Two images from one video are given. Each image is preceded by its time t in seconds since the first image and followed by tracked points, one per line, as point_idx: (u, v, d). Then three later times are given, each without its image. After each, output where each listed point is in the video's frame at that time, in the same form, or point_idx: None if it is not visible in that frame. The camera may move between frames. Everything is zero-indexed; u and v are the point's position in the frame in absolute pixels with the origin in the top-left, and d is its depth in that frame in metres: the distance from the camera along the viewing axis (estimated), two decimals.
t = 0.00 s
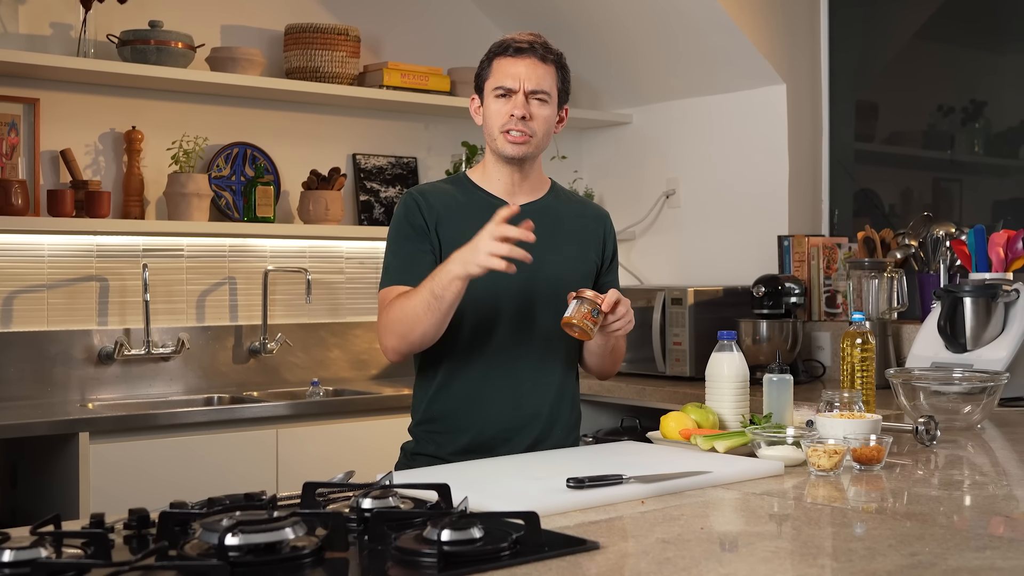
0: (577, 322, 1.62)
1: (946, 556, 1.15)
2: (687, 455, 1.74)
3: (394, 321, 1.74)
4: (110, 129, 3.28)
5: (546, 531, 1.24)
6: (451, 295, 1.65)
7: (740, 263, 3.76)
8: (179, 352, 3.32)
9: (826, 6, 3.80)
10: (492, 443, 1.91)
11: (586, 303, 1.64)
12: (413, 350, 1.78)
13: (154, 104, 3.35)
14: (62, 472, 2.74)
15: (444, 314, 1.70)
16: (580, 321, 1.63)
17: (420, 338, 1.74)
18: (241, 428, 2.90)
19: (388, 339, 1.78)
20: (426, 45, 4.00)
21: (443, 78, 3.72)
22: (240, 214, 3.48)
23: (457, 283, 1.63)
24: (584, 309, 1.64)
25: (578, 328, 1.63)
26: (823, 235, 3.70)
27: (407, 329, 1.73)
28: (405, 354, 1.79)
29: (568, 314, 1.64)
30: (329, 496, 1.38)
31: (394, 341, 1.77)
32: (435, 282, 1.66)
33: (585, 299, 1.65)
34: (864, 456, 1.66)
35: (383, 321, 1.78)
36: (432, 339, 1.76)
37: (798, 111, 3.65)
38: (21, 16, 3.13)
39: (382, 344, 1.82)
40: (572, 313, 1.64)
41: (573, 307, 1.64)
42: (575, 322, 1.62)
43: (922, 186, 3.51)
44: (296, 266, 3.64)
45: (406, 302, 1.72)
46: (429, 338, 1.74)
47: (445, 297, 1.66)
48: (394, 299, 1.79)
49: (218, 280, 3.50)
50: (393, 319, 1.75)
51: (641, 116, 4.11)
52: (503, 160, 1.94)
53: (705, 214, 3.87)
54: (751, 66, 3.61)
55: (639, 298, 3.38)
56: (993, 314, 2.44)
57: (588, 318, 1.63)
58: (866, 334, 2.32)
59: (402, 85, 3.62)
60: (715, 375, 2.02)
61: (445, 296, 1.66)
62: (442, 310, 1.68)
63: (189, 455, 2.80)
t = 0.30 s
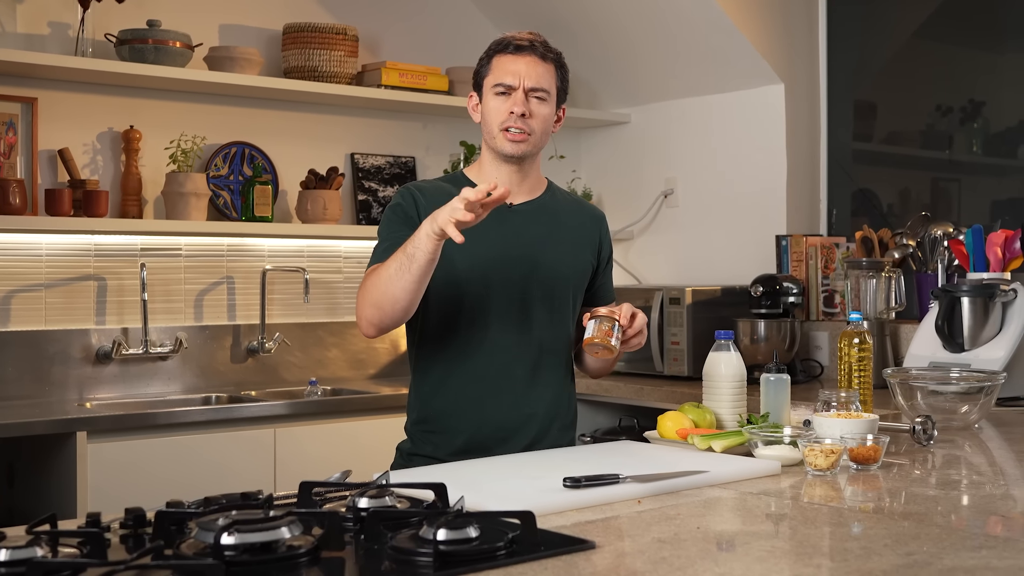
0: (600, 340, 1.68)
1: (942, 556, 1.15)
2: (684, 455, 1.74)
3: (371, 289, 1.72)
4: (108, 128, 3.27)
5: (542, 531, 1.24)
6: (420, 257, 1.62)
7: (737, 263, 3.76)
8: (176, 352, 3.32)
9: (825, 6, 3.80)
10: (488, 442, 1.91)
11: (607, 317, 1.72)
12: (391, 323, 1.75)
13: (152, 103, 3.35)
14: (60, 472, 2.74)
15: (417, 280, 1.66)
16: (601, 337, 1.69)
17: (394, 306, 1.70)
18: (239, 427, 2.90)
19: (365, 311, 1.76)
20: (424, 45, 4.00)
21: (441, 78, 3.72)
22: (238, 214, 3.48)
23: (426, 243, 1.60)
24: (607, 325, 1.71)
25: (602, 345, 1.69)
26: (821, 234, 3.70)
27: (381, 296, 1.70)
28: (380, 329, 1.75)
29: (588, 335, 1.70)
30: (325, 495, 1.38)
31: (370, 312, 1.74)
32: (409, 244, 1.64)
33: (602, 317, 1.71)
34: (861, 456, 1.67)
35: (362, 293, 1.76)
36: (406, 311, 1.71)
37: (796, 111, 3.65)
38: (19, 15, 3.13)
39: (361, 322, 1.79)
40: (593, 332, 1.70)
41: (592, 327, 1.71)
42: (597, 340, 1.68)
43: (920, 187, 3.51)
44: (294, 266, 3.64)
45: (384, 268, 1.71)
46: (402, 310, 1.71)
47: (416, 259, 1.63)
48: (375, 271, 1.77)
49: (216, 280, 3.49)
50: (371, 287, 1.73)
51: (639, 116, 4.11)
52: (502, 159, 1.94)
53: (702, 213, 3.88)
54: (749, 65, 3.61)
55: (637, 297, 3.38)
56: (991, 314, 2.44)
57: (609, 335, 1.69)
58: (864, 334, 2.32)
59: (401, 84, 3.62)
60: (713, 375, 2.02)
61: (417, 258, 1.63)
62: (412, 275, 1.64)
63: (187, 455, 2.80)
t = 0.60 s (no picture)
0: (608, 336, 1.67)
1: (940, 556, 1.15)
2: (682, 454, 1.74)
3: (380, 297, 1.70)
4: (107, 127, 3.27)
5: (540, 530, 1.23)
6: (438, 273, 1.61)
7: (736, 262, 3.76)
8: (175, 350, 3.32)
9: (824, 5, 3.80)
10: (486, 443, 1.91)
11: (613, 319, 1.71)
12: (397, 330, 1.74)
13: (150, 102, 3.35)
14: (58, 471, 2.73)
15: (430, 294, 1.65)
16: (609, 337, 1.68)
17: (403, 315, 1.69)
18: (237, 426, 2.90)
19: (370, 316, 1.74)
20: (423, 44, 3.99)
21: (440, 77, 3.72)
22: (236, 213, 3.48)
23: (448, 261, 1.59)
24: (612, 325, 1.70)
25: (611, 342, 1.68)
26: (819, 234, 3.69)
27: (391, 306, 1.69)
28: (384, 335, 1.75)
29: (596, 335, 1.69)
30: (322, 495, 1.38)
31: (377, 319, 1.72)
32: (427, 257, 1.62)
33: (609, 319, 1.71)
34: (859, 455, 1.67)
35: (368, 298, 1.75)
36: (415, 321, 1.71)
37: (794, 111, 3.65)
38: (18, 14, 3.13)
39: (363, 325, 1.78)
40: (600, 332, 1.69)
41: (599, 328, 1.70)
42: (605, 338, 1.67)
43: (919, 186, 3.51)
44: (293, 265, 3.64)
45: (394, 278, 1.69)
46: (410, 320, 1.70)
47: (434, 273, 1.61)
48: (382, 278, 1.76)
49: (215, 279, 3.49)
50: (380, 296, 1.71)
51: (638, 115, 4.11)
52: (500, 153, 1.93)
53: (701, 213, 3.87)
54: (748, 65, 3.61)
55: (635, 297, 3.38)
56: (989, 314, 2.44)
57: (617, 333, 1.68)
58: (862, 333, 2.32)
59: (400, 83, 3.62)
60: (711, 374, 2.01)
61: (436, 274, 1.62)
62: (427, 289, 1.64)
63: (185, 454, 2.79)
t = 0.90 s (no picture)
0: (608, 306, 1.60)
1: (940, 556, 1.15)
2: (682, 454, 1.74)
3: (407, 321, 1.71)
4: (107, 126, 3.27)
5: (540, 530, 1.24)
6: (481, 314, 1.66)
7: (736, 263, 3.76)
8: (175, 350, 3.32)
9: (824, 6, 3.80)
10: (486, 444, 1.91)
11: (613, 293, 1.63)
12: (411, 351, 1.75)
13: (150, 102, 3.35)
14: (58, 471, 2.73)
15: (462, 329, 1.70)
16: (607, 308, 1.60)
17: (427, 341, 1.72)
18: (237, 426, 2.90)
19: (386, 334, 1.73)
20: (423, 44, 3.99)
21: (440, 76, 3.72)
22: (236, 212, 3.48)
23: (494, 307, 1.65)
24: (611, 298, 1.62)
25: (608, 313, 1.60)
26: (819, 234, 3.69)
27: (418, 332, 1.70)
28: (396, 352, 1.75)
29: (595, 303, 1.62)
30: (323, 495, 1.38)
31: (397, 340, 1.72)
32: (472, 295, 1.66)
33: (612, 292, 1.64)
34: (859, 456, 1.67)
35: (387, 316, 1.74)
36: (434, 347, 1.74)
37: (795, 111, 3.65)
38: (19, 13, 3.13)
39: (373, 339, 1.77)
40: (601, 301, 1.62)
41: (601, 297, 1.63)
42: (604, 307, 1.60)
43: (919, 187, 3.51)
44: (293, 264, 3.64)
45: (424, 305, 1.70)
46: (431, 345, 1.72)
47: (474, 312, 1.66)
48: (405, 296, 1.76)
49: (214, 278, 3.49)
50: (405, 319, 1.71)
51: (639, 116, 4.11)
52: (503, 148, 1.93)
53: (701, 212, 3.88)
54: (749, 65, 3.61)
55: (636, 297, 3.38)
56: (989, 315, 2.44)
57: (616, 306, 1.61)
58: (862, 334, 2.32)
59: (400, 83, 3.62)
60: (711, 374, 2.02)
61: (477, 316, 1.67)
62: (462, 326, 1.68)
63: (186, 453, 2.79)
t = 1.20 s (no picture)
0: (582, 331, 1.66)
1: (943, 556, 1.15)
2: (684, 454, 1.74)
3: (391, 277, 1.69)
4: (107, 127, 3.27)
5: (543, 531, 1.24)
6: (449, 259, 1.59)
7: (736, 263, 3.76)
8: (176, 350, 3.32)
9: (824, 5, 3.80)
10: (487, 443, 1.91)
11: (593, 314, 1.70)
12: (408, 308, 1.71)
13: (150, 102, 3.35)
14: (59, 471, 2.73)
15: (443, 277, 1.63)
16: (583, 331, 1.67)
17: (415, 296, 1.67)
18: (238, 426, 2.90)
19: (384, 295, 1.72)
20: (423, 44, 3.99)
21: (440, 76, 3.72)
22: (237, 212, 3.48)
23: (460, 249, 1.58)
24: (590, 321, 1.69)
25: (583, 337, 1.67)
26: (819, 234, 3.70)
27: (401, 285, 1.66)
28: (396, 312, 1.73)
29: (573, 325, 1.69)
30: (325, 495, 1.38)
31: (388, 298, 1.71)
32: (438, 241, 1.60)
33: (592, 313, 1.70)
34: (861, 456, 1.67)
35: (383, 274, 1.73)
36: (424, 301, 1.68)
37: (796, 111, 3.66)
38: (19, 13, 3.13)
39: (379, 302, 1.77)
40: (578, 324, 1.68)
41: (579, 319, 1.69)
42: (580, 330, 1.67)
43: (919, 186, 3.51)
44: (293, 264, 3.64)
45: (407, 258, 1.67)
46: (419, 301, 1.68)
47: (443, 259, 1.60)
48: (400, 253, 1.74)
49: (215, 278, 3.49)
50: (390, 276, 1.70)
51: (639, 116, 4.11)
52: (502, 153, 1.92)
53: (702, 212, 3.88)
54: (749, 64, 3.61)
55: (636, 297, 3.38)
56: (990, 314, 2.45)
57: (591, 330, 1.67)
58: (863, 334, 2.32)
59: (400, 83, 3.62)
60: (712, 374, 2.02)
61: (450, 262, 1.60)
62: (438, 275, 1.62)
63: (187, 454, 2.79)
